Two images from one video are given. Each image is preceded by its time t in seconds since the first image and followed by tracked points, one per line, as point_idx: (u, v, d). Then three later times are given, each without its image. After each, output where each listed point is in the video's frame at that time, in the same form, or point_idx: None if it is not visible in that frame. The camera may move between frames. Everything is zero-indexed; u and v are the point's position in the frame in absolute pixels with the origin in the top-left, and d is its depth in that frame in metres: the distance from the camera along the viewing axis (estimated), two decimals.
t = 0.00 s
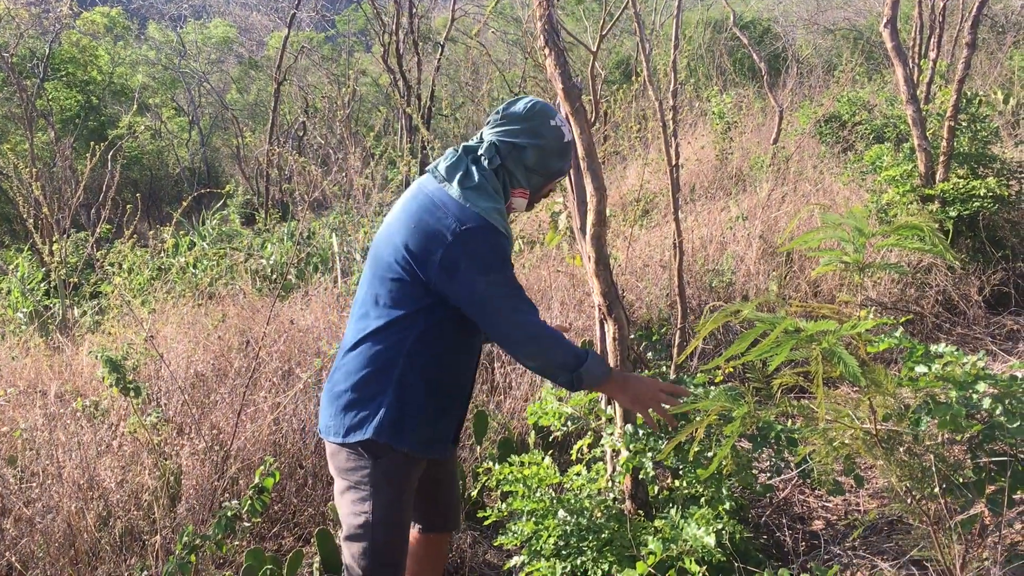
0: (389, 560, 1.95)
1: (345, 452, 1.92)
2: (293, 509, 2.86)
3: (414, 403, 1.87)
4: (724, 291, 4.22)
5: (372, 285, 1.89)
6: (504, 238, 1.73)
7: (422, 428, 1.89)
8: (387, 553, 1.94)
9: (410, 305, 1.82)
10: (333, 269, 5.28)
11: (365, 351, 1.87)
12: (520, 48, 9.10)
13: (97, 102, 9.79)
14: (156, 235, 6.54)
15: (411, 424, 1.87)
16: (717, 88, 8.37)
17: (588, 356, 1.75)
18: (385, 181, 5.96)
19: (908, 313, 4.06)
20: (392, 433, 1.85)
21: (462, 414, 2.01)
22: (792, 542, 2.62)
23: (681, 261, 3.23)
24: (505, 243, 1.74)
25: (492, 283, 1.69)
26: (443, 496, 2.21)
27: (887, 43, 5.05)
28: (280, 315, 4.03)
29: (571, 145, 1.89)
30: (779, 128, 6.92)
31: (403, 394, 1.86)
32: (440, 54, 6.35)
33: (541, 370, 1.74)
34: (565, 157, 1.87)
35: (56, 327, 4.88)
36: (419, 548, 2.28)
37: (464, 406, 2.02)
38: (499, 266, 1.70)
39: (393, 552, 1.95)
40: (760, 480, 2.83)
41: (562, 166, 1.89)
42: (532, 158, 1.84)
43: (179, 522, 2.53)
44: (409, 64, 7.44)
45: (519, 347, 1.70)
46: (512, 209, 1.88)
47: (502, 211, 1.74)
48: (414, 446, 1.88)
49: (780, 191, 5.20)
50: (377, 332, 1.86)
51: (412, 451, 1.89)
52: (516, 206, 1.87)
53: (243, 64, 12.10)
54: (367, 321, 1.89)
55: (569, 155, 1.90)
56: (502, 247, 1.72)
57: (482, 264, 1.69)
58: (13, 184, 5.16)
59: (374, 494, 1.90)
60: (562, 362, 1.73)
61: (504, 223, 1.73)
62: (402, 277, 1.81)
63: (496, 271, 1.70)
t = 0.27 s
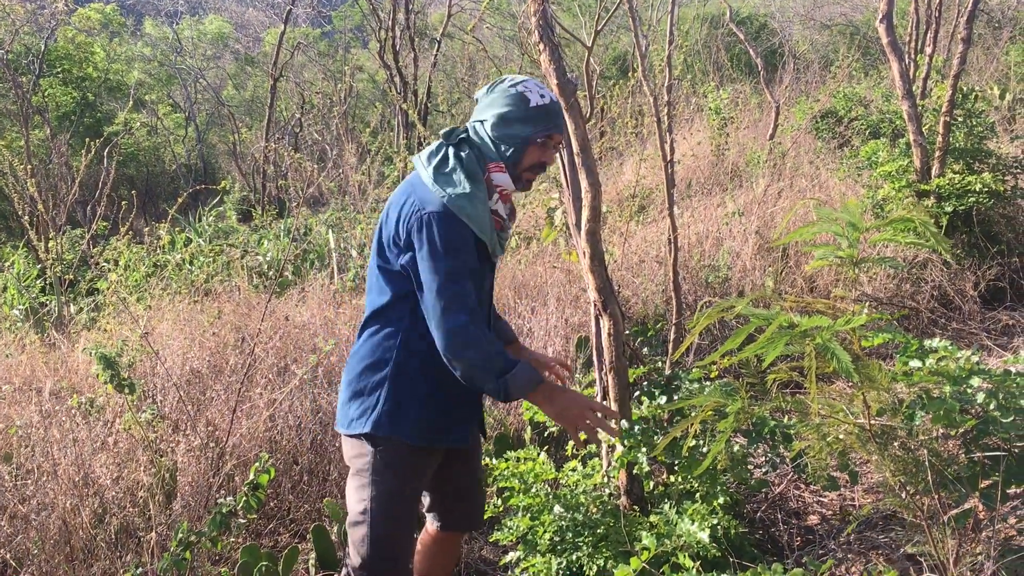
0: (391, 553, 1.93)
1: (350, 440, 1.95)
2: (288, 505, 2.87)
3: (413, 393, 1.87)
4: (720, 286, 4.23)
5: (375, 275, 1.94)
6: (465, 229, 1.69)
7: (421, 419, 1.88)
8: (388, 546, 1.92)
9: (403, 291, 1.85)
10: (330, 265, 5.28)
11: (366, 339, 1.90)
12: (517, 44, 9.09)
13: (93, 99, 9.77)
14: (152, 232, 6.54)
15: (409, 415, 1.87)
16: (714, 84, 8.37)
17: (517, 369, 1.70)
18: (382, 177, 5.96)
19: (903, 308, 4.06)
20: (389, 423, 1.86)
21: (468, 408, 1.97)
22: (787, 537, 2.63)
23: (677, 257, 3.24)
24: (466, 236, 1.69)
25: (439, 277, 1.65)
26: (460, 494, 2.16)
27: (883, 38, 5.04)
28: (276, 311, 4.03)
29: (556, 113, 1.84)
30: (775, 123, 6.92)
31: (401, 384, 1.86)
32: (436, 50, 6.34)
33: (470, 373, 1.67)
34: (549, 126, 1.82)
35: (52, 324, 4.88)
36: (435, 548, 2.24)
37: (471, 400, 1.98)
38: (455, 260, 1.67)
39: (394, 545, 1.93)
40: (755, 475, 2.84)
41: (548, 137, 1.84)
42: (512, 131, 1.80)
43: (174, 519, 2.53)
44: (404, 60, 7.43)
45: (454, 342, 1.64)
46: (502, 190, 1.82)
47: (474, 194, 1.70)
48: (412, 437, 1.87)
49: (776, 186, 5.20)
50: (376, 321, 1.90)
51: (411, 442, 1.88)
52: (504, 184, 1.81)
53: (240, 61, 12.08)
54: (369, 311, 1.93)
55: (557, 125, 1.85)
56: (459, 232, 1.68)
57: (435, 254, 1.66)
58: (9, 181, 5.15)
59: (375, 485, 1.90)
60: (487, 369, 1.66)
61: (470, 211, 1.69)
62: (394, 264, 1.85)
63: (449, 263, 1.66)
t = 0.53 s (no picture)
0: (390, 553, 1.93)
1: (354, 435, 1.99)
2: (284, 504, 2.87)
3: (407, 389, 1.87)
4: (716, 284, 4.23)
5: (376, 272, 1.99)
6: (412, 211, 1.75)
7: (415, 415, 1.87)
8: (387, 546, 1.92)
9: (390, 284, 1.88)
10: (325, 264, 5.27)
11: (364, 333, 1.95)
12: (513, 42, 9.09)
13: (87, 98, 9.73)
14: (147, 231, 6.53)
15: (402, 410, 1.86)
16: (710, 82, 8.37)
17: (406, 342, 1.63)
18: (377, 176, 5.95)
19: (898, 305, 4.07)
20: (385, 418, 1.86)
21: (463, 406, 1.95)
22: (782, 534, 2.63)
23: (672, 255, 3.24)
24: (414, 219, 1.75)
25: (368, 256, 1.70)
26: (461, 493, 2.15)
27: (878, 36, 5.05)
28: (271, 310, 4.03)
29: (516, 81, 1.84)
30: (770, 121, 6.93)
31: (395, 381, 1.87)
32: (431, 48, 6.33)
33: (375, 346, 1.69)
34: (505, 95, 1.83)
35: (47, 324, 4.88)
36: (439, 549, 2.23)
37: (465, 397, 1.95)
38: (391, 239, 1.72)
39: (392, 545, 1.92)
40: (750, 472, 2.84)
41: (509, 107, 1.85)
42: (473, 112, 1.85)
43: (169, 518, 2.53)
44: (399, 58, 7.42)
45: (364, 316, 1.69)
46: (478, 171, 1.84)
47: (429, 175, 1.76)
48: (409, 433, 1.86)
49: (772, 184, 5.20)
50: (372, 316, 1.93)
51: (409, 439, 1.88)
52: (477, 164, 1.83)
53: (235, 59, 12.06)
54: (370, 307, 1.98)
55: (519, 92, 1.84)
56: (403, 213, 1.74)
57: (374, 234, 1.72)
58: (3, 180, 5.14)
59: (374, 482, 1.90)
60: (373, 339, 1.65)
61: (417, 192, 1.74)
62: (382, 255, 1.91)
63: (386, 244, 1.71)
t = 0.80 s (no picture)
0: (385, 552, 1.94)
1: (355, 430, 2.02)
2: (284, 507, 2.87)
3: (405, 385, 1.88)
4: (715, 286, 4.23)
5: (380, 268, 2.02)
6: (397, 206, 1.82)
7: (412, 412, 1.86)
8: (382, 544, 1.94)
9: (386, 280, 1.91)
10: (325, 266, 5.28)
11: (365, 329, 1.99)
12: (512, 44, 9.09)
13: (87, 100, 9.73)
14: (147, 233, 6.53)
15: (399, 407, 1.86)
16: (709, 84, 8.38)
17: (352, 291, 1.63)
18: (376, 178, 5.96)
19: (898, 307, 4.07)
20: (384, 415, 1.87)
21: (460, 405, 1.93)
22: (782, 536, 2.64)
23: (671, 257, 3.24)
24: (400, 214, 1.82)
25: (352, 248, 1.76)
26: (458, 496, 2.15)
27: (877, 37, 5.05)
28: (271, 312, 4.03)
29: (489, 65, 1.88)
30: (770, 123, 6.94)
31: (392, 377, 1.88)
32: (430, 50, 6.33)
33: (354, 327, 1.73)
34: (479, 80, 1.87)
35: (47, 326, 4.88)
36: (437, 551, 2.24)
37: (461, 395, 1.94)
38: (374, 232, 1.78)
39: (387, 544, 1.94)
40: (750, 475, 2.84)
41: (486, 92, 1.89)
42: (453, 107, 1.91)
43: (169, 522, 2.52)
44: (398, 61, 7.42)
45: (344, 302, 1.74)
46: (467, 163, 1.89)
47: (413, 172, 1.84)
48: (407, 432, 1.86)
49: (771, 186, 5.20)
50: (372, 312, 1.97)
51: (407, 438, 1.88)
52: (466, 157, 1.89)
53: (235, 62, 12.07)
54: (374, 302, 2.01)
55: (495, 76, 1.88)
56: (388, 209, 1.81)
57: (359, 227, 1.79)
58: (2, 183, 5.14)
59: (372, 480, 1.91)
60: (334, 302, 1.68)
61: (400, 188, 1.82)
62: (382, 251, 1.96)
63: (369, 235, 1.77)
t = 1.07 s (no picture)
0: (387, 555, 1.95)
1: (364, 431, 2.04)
2: (289, 513, 2.87)
3: (407, 386, 1.89)
4: (720, 291, 4.23)
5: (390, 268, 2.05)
6: (398, 208, 1.85)
7: (414, 412, 1.87)
8: (384, 547, 1.94)
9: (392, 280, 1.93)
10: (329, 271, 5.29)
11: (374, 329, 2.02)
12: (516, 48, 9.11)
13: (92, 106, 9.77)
14: (152, 239, 6.55)
15: (401, 408, 1.88)
16: (713, 88, 8.39)
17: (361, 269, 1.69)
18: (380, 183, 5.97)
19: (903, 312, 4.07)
20: (387, 417, 1.89)
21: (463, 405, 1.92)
22: (788, 542, 2.63)
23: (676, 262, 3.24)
24: (400, 216, 1.85)
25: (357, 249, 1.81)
26: (461, 500, 2.15)
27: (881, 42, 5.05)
28: (275, 318, 4.04)
29: (479, 60, 1.88)
30: (774, 127, 6.94)
31: (395, 378, 1.90)
32: (434, 55, 6.35)
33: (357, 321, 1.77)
34: (470, 76, 1.87)
35: (52, 332, 4.89)
36: (441, 557, 2.24)
37: (464, 396, 1.93)
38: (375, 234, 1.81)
39: (390, 547, 1.95)
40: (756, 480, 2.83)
41: (478, 87, 1.88)
42: (449, 106, 1.92)
43: (174, 527, 2.52)
44: (402, 66, 7.44)
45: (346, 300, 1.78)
46: (467, 162, 1.90)
47: (412, 173, 1.86)
48: (409, 432, 1.88)
49: (775, 190, 5.20)
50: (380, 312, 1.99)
51: (410, 439, 1.89)
52: (466, 156, 1.90)
53: (239, 67, 12.10)
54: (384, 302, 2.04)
55: (487, 71, 1.87)
56: (388, 211, 1.85)
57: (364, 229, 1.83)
58: (8, 189, 5.16)
59: (376, 482, 1.93)
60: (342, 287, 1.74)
61: (399, 190, 1.85)
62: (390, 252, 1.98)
63: (371, 235, 1.82)
